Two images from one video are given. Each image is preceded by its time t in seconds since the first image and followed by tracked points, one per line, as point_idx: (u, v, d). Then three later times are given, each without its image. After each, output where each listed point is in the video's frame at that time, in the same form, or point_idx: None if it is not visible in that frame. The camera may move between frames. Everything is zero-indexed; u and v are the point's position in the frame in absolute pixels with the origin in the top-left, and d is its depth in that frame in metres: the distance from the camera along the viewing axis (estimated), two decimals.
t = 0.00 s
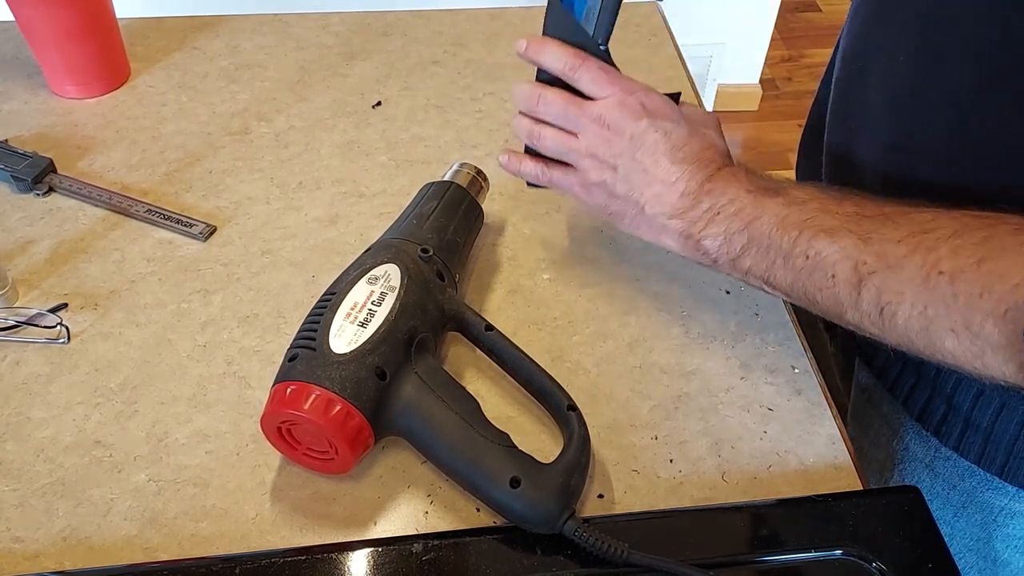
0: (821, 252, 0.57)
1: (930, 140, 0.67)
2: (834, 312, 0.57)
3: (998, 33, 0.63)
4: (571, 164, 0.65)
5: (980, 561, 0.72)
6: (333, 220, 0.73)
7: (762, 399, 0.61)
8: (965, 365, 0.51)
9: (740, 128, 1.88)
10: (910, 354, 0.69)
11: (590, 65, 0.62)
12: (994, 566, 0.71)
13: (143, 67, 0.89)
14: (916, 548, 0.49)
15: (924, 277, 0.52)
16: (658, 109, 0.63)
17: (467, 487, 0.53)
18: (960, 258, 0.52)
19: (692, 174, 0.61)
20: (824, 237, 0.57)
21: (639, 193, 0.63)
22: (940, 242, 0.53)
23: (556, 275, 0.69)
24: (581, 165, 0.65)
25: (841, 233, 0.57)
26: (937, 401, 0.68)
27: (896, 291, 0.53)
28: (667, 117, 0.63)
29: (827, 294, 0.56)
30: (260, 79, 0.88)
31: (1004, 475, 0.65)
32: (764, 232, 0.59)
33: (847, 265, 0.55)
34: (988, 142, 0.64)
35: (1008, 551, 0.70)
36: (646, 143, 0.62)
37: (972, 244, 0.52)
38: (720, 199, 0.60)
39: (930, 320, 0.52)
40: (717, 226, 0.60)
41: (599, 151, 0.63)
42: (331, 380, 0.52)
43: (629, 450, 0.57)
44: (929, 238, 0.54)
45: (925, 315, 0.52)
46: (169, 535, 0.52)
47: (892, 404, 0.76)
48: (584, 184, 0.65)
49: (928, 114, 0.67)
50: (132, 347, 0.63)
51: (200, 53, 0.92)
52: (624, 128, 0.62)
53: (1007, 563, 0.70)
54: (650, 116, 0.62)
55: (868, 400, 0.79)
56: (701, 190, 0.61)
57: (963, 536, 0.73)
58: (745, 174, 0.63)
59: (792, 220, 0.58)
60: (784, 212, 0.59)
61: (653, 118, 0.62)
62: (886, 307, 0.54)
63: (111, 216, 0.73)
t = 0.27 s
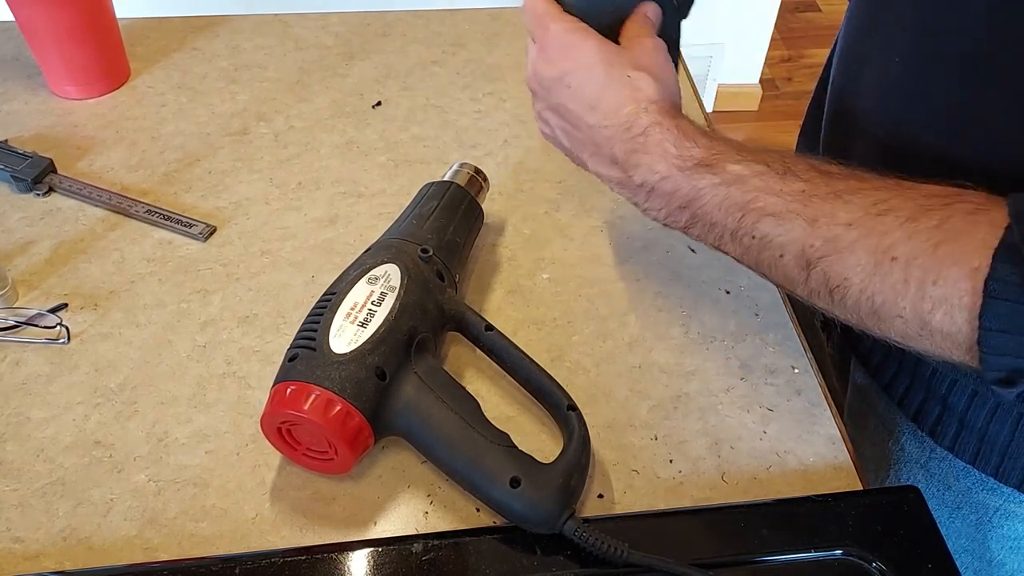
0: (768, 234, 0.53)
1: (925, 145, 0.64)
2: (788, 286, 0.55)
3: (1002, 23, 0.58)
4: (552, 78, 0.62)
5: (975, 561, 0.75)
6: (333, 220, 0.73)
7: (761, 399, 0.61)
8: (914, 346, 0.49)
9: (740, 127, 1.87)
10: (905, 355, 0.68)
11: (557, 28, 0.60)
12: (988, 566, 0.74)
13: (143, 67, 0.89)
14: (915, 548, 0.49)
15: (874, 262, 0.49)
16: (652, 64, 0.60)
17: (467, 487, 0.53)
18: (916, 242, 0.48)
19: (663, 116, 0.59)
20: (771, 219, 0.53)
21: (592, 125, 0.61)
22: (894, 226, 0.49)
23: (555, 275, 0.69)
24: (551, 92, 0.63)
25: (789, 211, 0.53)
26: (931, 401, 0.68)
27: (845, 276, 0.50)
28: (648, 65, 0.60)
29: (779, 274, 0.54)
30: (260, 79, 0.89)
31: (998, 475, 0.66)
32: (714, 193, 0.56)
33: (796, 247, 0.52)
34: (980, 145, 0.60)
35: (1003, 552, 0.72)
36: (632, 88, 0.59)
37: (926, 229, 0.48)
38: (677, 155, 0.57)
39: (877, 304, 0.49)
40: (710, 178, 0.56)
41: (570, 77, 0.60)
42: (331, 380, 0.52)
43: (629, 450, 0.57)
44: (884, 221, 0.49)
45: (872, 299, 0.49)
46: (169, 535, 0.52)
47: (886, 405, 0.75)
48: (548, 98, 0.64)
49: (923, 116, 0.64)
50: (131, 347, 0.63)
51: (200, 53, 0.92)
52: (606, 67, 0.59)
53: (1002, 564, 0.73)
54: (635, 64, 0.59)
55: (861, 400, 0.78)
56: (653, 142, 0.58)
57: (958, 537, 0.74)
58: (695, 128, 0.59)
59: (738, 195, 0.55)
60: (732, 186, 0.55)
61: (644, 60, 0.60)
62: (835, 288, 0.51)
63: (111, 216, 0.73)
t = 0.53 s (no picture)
0: (724, 213, 0.53)
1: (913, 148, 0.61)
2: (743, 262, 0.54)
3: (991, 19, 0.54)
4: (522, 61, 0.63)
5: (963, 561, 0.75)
6: (333, 220, 0.73)
7: (761, 399, 0.61)
8: (867, 320, 0.49)
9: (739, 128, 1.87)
10: (894, 355, 0.68)
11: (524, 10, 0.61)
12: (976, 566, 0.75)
13: (143, 67, 0.89)
14: (915, 548, 0.49)
15: (824, 238, 0.48)
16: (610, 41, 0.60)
17: (466, 487, 0.53)
18: (865, 218, 0.47)
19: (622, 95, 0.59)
20: (725, 197, 0.53)
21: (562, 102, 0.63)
22: (845, 201, 0.48)
23: (555, 275, 0.69)
24: (520, 74, 0.64)
25: (742, 190, 0.52)
26: (920, 402, 0.68)
27: (795, 253, 0.50)
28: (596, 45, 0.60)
29: (735, 250, 0.54)
30: (260, 79, 0.89)
31: (986, 475, 0.66)
32: (675, 172, 0.56)
33: (749, 225, 0.52)
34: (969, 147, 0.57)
35: (992, 552, 0.73)
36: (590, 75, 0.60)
37: (877, 205, 0.47)
38: (640, 135, 0.58)
39: (827, 279, 0.48)
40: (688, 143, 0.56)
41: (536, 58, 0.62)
42: (331, 380, 0.52)
43: (629, 450, 0.57)
44: (834, 198, 0.49)
45: (822, 275, 0.49)
46: (169, 535, 0.52)
47: (876, 405, 0.75)
48: (519, 79, 0.65)
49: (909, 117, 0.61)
50: (132, 347, 0.63)
51: (200, 53, 0.92)
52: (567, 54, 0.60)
53: (990, 564, 0.74)
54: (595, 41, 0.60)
55: (851, 401, 0.78)
56: (615, 126, 0.59)
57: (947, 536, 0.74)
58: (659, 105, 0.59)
59: (695, 176, 0.55)
60: (688, 168, 0.55)
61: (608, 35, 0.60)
62: (786, 264, 0.50)
63: (111, 216, 0.73)
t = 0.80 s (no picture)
0: (746, 159, 0.52)
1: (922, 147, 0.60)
2: (758, 215, 0.53)
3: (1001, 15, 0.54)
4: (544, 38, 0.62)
5: (963, 555, 0.75)
6: (333, 220, 0.73)
7: (762, 399, 0.61)
8: (875, 279, 0.47)
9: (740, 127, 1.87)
10: (895, 348, 0.68)
11: None
12: (977, 560, 0.74)
13: (142, 67, 0.89)
14: (915, 548, 0.49)
15: (841, 189, 0.47)
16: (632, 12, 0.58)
17: (466, 487, 0.53)
18: (883, 170, 0.46)
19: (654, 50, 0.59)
20: (749, 143, 0.52)
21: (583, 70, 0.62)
22: (866, 153, 0.47)
23: (556, 274, 0.69)
24: (537, 56, 0.63)
25: (767, 136, 0.51)
26: (921, 396, 0.68)
27: (812, 203, 0.48)
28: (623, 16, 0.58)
29: (751, 201, 0.52)
30: (260, 79, 0.88)
31: (987, 468, 0.66)
32: (704, 117, 0.55)
33: (770, 172, 0.50)
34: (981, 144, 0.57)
35: (992, 545, 0.73)
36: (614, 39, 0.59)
37: (896, 158, 0.46)
38: (668, 85, 0.57)
39: (839, 230, 0.47)
40: (716, 96, 0.55)
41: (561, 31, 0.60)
42: (331, 380, 0.52)
43: (629, 450, 0.57)
44: (857, 149, 0.47)
45: (835, 228, 0.47)
46: (169, 535, 0.52)
47: (875, 399, 0.74)
48: (537, 62, 0.64)
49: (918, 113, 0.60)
50: (132, 347, 0.63)
51: (200, 52, 0.92)
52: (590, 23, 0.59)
53: (991, 557, 0.73)
54: (622, 3, 0.58)
55: (850, 396, 0.78)
56: (647, 77, 0.58)
57: (948, 530, 0.74)
58: (692, 60, 0.59)
59: (722, 120, 0.54)
60: (719, 112, 0.54)
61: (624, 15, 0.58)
62: (801, 216, 0.49)
63: (111, 216, 0.73)
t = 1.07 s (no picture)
0: (747, 147, 0.52)
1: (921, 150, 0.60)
2: (761, 205, 0.53)
3: (1003, 14, 0.53)
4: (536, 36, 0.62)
5: (969, 557, 0.74)
6: (333, 220, 0.73)
7: (761, 399, 0.61)
8: (877, 268, 0.47)
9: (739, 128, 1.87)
10: (903, 349, 0.68)
11: None
12: (983, 562, 0.74)
13: (142, 67, 0.89)
14: (915, 548, 0.49)
15: (845, 176, 0.47)
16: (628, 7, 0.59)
17: (467, 487, 0.53)
18: (888, 160, 0.46)
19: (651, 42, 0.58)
20: (751, 132, 0.52)
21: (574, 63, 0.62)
22: (870, 142, 0.47)
23: (555, 275, 0.69)
24: (529, 54, 0.63)
25: (770, 126, 0.51)
26: (928, 397, 0.68)
27: (814, 191, 0.48)
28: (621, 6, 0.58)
29: (752, 189, 0.52)
30: (260, 79, 0.89)
31: (994, 470, 0.66)
32: (704, 107, 0.55)
33: (771, 161, 0.50)
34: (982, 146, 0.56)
35: (998, 547, 0.72)
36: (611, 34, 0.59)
37: (901, 148, 0.46)
38: (665, 77, 0.57)
39: (841, 219, 0.47)
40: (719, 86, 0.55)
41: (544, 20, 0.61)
42: (331, 380, 0.52)
43: (629, 450, 0.57)
44: (861, 138, 0.48)
45: (836, 216, 0.47)
46: (169, 535, 0.52)
47: (882, 400, 0.74)
48: (527, 61, 0.64)
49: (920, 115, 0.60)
50: (132, 347, 0.63)
51: (200, 53, 0.92)
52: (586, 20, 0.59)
53: (997, 559, 0.73)
54: None
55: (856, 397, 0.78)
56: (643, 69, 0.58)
57: (954, 532, 0.74)
58: (687, 52, 0.59)
59: (724, 110, 0.54)
60: (721, 101, 0.54)
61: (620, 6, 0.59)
62: (802, 204, 0.49)
63: (111, 216, 0.73)
